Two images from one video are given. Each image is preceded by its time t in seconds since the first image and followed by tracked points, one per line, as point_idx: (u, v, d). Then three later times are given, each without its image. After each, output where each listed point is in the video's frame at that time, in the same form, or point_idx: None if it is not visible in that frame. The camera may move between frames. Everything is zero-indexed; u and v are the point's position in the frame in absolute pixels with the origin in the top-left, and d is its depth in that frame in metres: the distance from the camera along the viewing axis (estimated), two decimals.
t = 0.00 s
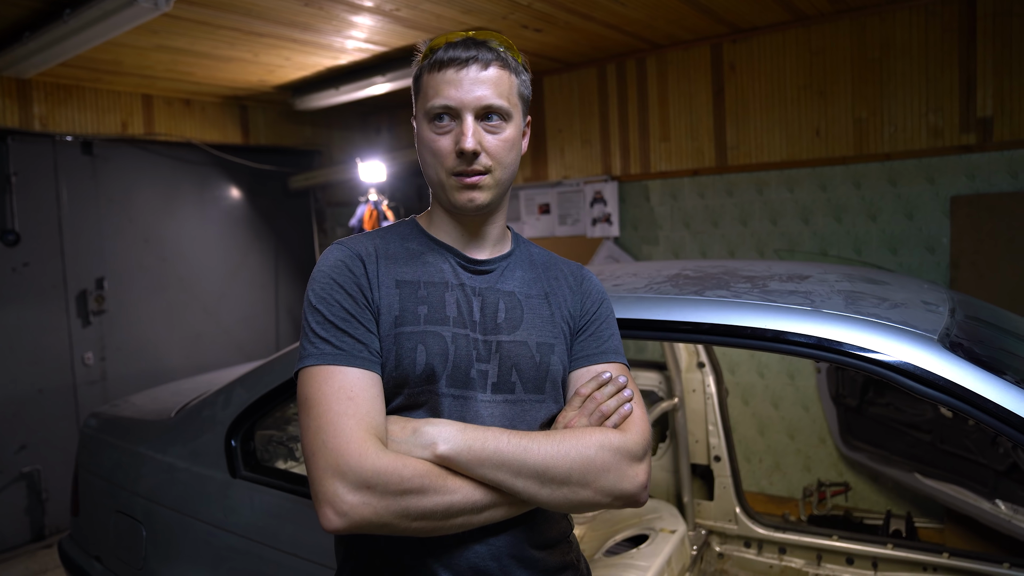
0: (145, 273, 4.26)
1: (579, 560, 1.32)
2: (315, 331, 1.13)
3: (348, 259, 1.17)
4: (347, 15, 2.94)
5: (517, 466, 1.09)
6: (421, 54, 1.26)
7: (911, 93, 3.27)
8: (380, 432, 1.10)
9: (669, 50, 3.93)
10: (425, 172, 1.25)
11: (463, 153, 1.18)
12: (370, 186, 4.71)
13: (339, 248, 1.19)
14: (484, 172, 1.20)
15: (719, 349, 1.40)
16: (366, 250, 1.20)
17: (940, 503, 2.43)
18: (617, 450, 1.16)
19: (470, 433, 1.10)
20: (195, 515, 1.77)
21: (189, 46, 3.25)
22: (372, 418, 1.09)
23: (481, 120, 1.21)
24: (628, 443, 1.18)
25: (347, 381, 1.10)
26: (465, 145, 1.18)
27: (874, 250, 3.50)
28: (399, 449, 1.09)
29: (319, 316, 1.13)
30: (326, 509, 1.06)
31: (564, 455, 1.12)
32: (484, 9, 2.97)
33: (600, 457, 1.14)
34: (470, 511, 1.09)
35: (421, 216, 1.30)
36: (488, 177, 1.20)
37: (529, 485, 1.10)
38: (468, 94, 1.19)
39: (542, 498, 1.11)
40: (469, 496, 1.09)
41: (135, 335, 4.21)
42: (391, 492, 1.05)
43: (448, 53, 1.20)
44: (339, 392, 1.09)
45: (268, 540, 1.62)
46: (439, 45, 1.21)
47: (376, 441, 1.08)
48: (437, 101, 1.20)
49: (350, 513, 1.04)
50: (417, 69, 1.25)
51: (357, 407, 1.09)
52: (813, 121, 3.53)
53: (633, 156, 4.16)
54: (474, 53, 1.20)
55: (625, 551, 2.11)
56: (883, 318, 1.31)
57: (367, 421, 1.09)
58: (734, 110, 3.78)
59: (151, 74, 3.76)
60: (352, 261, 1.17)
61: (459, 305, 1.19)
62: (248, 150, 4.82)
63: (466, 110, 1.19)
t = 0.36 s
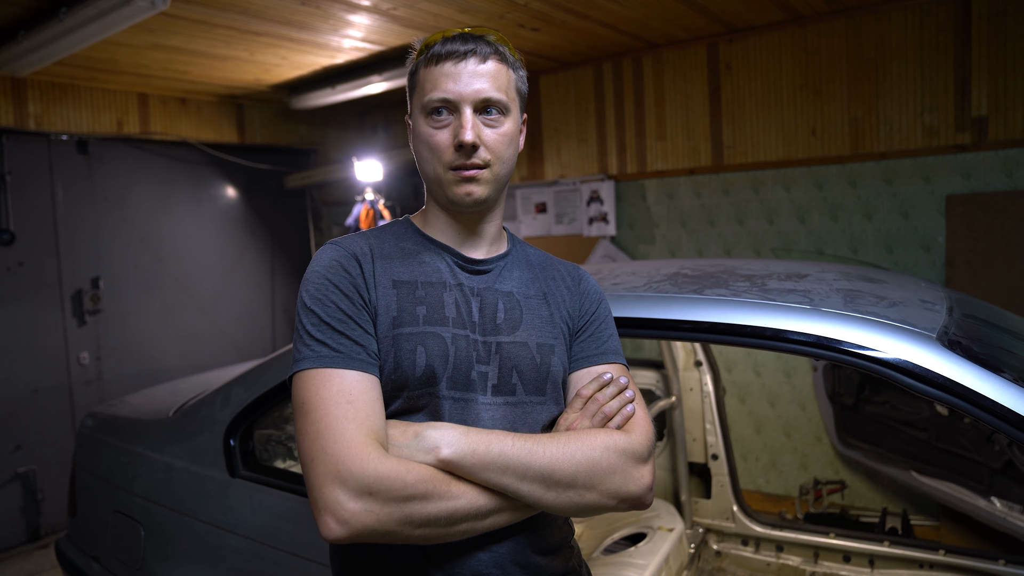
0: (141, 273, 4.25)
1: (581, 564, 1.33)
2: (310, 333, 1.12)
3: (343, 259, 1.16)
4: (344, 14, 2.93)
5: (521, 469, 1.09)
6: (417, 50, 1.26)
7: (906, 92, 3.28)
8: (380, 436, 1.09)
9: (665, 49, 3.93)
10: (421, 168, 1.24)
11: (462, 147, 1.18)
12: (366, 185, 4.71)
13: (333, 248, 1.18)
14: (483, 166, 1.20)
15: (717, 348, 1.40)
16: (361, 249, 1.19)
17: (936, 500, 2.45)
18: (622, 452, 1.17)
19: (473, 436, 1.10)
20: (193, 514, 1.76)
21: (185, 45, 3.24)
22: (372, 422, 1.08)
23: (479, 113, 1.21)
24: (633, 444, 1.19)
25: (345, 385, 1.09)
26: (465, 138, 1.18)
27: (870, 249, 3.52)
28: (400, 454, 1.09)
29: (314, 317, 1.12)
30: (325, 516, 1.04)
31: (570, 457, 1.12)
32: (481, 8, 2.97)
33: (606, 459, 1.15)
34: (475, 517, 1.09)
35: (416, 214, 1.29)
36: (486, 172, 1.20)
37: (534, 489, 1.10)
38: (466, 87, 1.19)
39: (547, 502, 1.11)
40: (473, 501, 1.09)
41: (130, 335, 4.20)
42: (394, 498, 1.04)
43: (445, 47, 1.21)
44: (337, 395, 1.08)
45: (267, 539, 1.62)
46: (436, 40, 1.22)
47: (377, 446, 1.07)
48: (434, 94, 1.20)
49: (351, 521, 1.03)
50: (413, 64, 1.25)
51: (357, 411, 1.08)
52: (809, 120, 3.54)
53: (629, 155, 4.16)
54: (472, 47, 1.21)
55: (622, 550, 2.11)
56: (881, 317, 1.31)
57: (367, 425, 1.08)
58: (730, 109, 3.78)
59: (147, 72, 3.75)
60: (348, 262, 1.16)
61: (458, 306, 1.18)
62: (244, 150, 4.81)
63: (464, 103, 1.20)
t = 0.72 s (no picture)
0: (136, 275, 4.24)
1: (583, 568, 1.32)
2: (302, 347, 1.12)
3: (332, 268, 1.16)
4: (341, 16, 2.93)
5: (522, 478, 1.09)
6: (399, 48, 1.25)
7: (901, 95, 3.29)
8: (376, 450, 1.09)
9: (662, 51, 3.94)
10: (409, 171, 1.24)
11: (451, 149, 1.18)
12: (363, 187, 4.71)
13: (321, 256, 1.18)
14: (472, 168, 1.20)
15: (714, 350, 1.41)
16: (350, 257, 1.19)
17: (933, 500, 2.46)
18: (623, 455, 1.17)
19: (473, 446, 1.10)
20: (191, 517, 1.76)
21: (181, 47, 3.23)
22: (368, 436, 1.08)
23: (466, 114, 1.21)
24: (634, 447, 1.19)
25: (339, 400, 1.09)
26: (453, 141, 1.18)
27: (866, 250, 3.53)
28: (398, 467, 1.09)
29: (305, 330, 1.12)
30: (325, 536, 1.05)
31: (571, 463, 1.12)
32: (478, 11, 2.97)
33: (607, 463, 1.15)
34: (476, 528, 1.09)
35: (406, 218, 1.30)
36: (476, 173, 1.21)
37: (535, 497, 1.10)
38: (452, 86, 1.19)
39: (549, 509, 1.11)
40: (474, 512, 1.09)
41: (126, 338, 4.19)
42: (393, 514, 1.04)
43: (428, 46, 1.20)
44: (331, 411, 1.08)
45: (266, 543, 1.61)
46: (419, 39, 1.21)
47: (375, 462, 1.07)
48: (419, 95, 1.20)
49: (351, 540, 1.04)
50: (395, 64, 1.25)
51: (352, 426, 1.08)
52: (805, 122, 3.56)
53: (626, 157, 4.17)
54: (456, 45, 1.21)
55: (621, 551, 2.11)
56: (878, 318, 1.32)
57: (363, 440, 1.08)
58: (726, 111, 3.80)
59: (142, 74, 3.74)
60: (337, 271, 1.16)
61: (452, 311, 1.18)
62: (241, 152, 4.80)
63: (451, 104, 1.20)
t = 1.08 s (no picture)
0: (134, 279, 4.23)
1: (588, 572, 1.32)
2: (300, 361, 1.12)
3: (327, 278, 1.16)
4: (338, 20, 2.94)
5: (525, 485, 1.10)
6: (385, 51, 1.25)
7: (897, 97, 3.31)
8: (379, 463, 1.10)
9: (658, 54, 3.96)
10: (401, 176, 1.25)
11: (441, 154, 1.19)
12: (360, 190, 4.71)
13: (316, 267, 1.18)
14: (465, 172, 1.21)
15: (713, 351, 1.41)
16: (345, 267, 1.19)
17: (931, 501, 2.47)
18: (627, 457, 1.17)
19: (476, 455, 1.10)
20: (191, 521, 1.76)
21: (179, 51, 3.24)
22: (370, 450, 1.09)
23: (456, 117, 1.22)
24: (637, 447, 1.19)
25: (340, 414, 1.09)
26: (443, 145, 1.18)
27: (862, 252, 3.54)
28: (402, 479, 1.09)
29: (302, 343, 1.12)
30: (332, 552, 1.06)
31: (576, 467, 1.12)
32: (476, 14, 2.98)
33: (611, 465, 1.15)
34: (482, 537, 1.10)
35: (399, 223, 1.30)
36: (468, 177, 1.21)
37: (540, 503, 1.10)
38: (440, 89, 1.19)
39: (555, 515, 1.11)
40: (480, 520, 1.10)
41: (123, 341, 4.18)
42: (399, 528, 1.05)
43: (414, 48, 1.20)
44: (332, 425, 1.09)
45: (266, 546, 1.61)
46: (404, 42, 1.21)
47: (378, 475, 1.08)
48: (407, 99, 1.20)
49: (358, 554, 1.04)
50: (382, 68, 1.25)
51: (354, 440, 1.09)
52: (801, 124, 3.58)
53: (622, 159, 4.19)
54: (443, 46, 1.20)
55: (619, 553, 2.12)
56: (877, 321, 1.32)
57: (366, 454, 1.08)
58: (722, 114, 3.81)
59: (140, 78, 3.74)
60: (332, 281, 1.16)
61: (450, 317, 1.19)
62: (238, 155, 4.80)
63: (440, 107, 1.20)
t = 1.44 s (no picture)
0: (135, 282, 4.24)
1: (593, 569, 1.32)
2: (303, 365, 1.14)
3: (327, 284, 1.17)
4: (339, 23, 2.94)
5: (525, 480, 1.10)
6: (382, 57, 1.26)
7: (897, 99, 3.32)
8: (380, 461, 1.11)
9: (657, 56, 3.97)
10: (401, 178, 1.25)
11: (442, 153, 1.19)
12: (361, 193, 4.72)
13: (316, 273, 1.19)
14: (464, 172, 1.21)
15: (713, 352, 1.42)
16: (345, 271, 1.20)
17: (932, 503, 2.47)
18: (627, 451, 1.16)
19: (475, 451, 1.11)
20: (193, 522, 1.76)
21: (181, 54, 3.24)
22: (371, 448, 1.10)
23: (455, 117, 1.22)
24: (637, 441, 1.18)
25: (341, 414, 1.11)
26: (443, 144, 1.19)
27: (862, 253, 3.54)
28: (403, 477, 1.10)
29: (304, 347, 1.14)
30: (334, 548, 1.07)
31: (574, 462, 1.12)
32: (476, 17, 2.99)
33: (610, 460, 1.14)
34: (484, 531, 1.10)
35: (400, 226, 1.31)
36: (468, 177, 1.22)
37: (540, 498, 1.10)
38: (439, 91, 1.20)
39: (555, 510, 1.11)
40: (480, 516, 1.10)
41: (125, 344, 4.18)
42: (399, 523, 1.06)
43: (412, 52, 1.21)
44: (334, 425, 1.10)
45: (268, 547, 1.62)
46: (402, 46, 1.22)
47: (379, 472, 1.09)
48: (407, 102, 1.21)
49: (359, 550, 1.05)
50: (380, 73, 1.25)
51: (354, 438, 1.10)
52: (800, 127, 3.59)
53: (622, 162, 4.20)
54: (441, 50, 1.21)
55: (619, 555, 2.13)
56: (876, 321, 1.33)
57: (366, 453, 1.10)
58: (722, 116, 3.82)
59: (141, 81, 3.75)
60: (332, 286, 1.17)
61: (449, 318, 1.19)
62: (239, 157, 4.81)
63: (440, 108, 1.20)
